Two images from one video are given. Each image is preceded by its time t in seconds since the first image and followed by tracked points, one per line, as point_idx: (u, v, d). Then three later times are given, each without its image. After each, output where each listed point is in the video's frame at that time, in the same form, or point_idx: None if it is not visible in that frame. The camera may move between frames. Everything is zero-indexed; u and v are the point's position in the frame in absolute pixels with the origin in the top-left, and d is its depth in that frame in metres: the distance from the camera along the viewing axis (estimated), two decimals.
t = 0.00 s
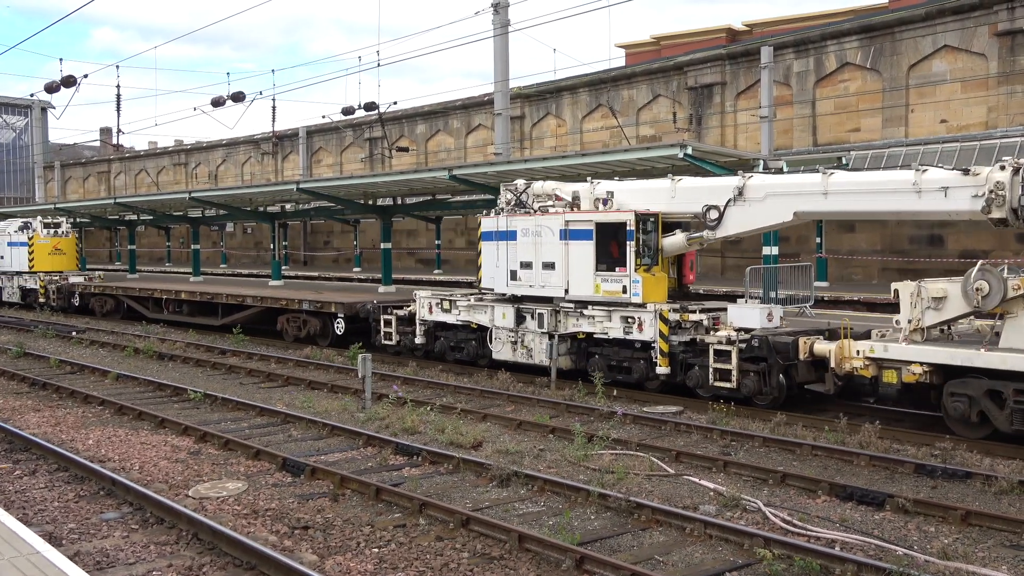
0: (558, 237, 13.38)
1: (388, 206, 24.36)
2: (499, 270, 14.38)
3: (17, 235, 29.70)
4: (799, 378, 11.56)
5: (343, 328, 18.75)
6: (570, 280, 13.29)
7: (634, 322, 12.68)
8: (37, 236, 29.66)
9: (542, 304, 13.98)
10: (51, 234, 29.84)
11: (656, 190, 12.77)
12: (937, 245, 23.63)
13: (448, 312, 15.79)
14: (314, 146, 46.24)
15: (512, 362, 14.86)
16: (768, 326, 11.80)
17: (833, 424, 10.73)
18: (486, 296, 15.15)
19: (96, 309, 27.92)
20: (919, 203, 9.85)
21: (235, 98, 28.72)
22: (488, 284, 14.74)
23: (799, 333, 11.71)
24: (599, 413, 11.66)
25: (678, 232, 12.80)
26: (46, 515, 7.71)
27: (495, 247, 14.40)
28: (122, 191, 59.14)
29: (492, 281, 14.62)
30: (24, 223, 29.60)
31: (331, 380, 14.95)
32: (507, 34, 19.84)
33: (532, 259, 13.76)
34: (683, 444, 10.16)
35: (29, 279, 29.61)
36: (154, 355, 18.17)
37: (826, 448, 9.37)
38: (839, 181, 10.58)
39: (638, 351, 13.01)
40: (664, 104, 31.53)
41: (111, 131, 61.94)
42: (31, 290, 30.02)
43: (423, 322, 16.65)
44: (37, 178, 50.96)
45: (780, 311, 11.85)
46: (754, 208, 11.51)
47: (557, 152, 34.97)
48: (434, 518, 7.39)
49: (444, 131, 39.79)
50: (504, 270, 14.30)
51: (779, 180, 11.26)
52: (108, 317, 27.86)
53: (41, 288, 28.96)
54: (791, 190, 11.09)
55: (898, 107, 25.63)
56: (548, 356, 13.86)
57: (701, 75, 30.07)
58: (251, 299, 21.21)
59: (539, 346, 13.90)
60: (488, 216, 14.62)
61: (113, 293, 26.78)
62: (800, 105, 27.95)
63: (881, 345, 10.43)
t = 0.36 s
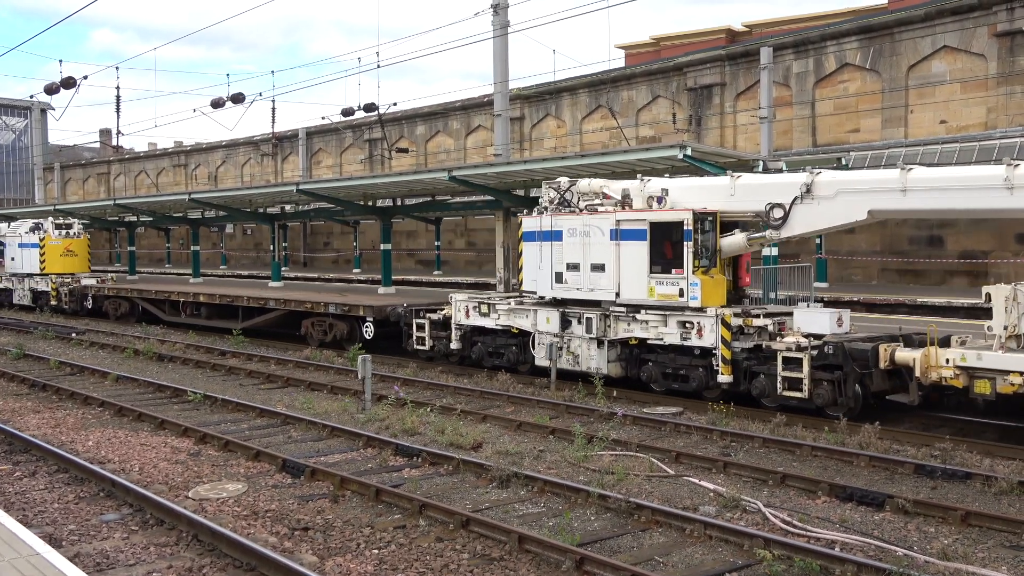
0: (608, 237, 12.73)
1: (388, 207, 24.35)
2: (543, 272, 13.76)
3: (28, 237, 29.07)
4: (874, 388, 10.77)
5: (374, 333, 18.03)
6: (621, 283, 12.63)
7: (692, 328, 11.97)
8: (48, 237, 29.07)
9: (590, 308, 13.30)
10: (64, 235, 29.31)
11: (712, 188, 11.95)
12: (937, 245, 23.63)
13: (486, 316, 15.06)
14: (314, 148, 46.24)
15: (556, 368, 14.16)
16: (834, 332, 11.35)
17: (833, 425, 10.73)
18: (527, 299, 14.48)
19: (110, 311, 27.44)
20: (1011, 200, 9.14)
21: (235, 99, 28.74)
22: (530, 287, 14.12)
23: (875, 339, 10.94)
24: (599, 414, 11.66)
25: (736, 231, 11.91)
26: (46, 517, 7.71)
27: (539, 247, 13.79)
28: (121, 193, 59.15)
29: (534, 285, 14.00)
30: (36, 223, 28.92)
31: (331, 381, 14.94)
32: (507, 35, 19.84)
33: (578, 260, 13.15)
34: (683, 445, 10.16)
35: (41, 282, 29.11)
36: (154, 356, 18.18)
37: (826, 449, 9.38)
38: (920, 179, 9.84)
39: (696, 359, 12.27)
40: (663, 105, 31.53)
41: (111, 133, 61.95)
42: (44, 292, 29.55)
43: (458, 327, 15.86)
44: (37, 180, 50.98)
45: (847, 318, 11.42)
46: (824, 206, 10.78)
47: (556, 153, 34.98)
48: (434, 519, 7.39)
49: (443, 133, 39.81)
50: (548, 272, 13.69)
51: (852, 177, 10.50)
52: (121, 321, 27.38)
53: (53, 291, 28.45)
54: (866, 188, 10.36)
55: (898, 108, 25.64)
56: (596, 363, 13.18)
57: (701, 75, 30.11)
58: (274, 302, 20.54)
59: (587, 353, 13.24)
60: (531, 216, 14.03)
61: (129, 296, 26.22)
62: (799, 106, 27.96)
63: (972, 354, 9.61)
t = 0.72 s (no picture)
0: (665, 238, 11.92)
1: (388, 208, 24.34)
2: (592, 274, 13.01)
3: (41, 237, 28.87)
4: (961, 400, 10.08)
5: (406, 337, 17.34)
6: (680, 286, 11.81)
7: (759, 334, 11.16)
8: (61, 237, 28.86)
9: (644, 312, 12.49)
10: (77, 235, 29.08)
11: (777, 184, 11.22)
12: (937, 247, 23.64)
13: (530, 321, 14.27)
14: (314, 149, 46.22)
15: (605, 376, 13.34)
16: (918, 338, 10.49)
17: (833, 425, 10.73)
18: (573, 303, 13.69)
19: (125, 314, 26.93)
20: None
21: (235, 100, 28.74)
22: (578, 290, 13.32)
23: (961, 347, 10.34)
24: (599, 415, 11.65)
25: (805, 231, 11.24)
26: (47, 517, 7.71)
27: (588, 248, 13.00)
28: (122, 193, 59.17)
29: (583, 287, 13.20)
30: (48, 223, 28.76)
31: (331, 382, 14.93)
32: (507, 36, 19.85)
33: (632, 261, 12.34)
34: (683, 446, 10.17)
35: (54, 283, 28.85)
36: (155, 357, 18.18)
37: (826, 450, 9.38)
38: (1012, 173, 9.19)
39: (763, 367, 11.42)
40: (664, 106, 31.53)
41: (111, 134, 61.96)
42: (57, 294, 29.29)
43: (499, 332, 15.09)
44: (37, 181, 50.99)
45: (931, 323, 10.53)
46: (903, 204, 10.09)
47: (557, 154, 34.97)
48: (434, 520, 7.39)
49: (444, 133, 39.81)
50: (598, 274, 12.92)
51: (935, 172, 9.83)
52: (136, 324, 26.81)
53: (66, 292, 28.11)
54: (951, 183, 9.68)
55: (898, 109, 25.65)
56: (651, 370, 12.35)
57: (701, 76, 30.12)
58: (299, 304, 19.84)
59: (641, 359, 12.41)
60: (579, 215, 13.20)
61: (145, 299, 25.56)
62: (799, 107, 27.97)
63: None
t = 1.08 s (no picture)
0: (730, 238, 11.17)
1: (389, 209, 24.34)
2: (648, 276, 12.24)
3: (55, 238, 28.55)
4: None
5: (442, 341, 16.89)
6: (746, 289, 11.09)
7: (837, 342, 10.45)
8: (75, 237, 28.51)
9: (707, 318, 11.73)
10: (91, 236, 28.72)
11: (853, 181, 10.74)
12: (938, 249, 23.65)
13: (578, 326, 13.56)
14: (315, 149, 46.22)
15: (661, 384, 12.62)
16: (1011, 345, 9.51)
17: (834, 427, 10.72)
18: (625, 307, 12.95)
19: (141, 316, 26.41)
20: None
21: (235, 101, 28.73)
22: (631, 293, 12.60)
23: None
24: (600, 416, 11.65)
25: (882, 229, 10.64)
26: (47, 518, 7.71)
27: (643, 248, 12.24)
28: (122, 194, 59.18)
29: (637, 290, 12.49)
30: (62, 224, 28.44)
31: (331, 383, 14.93)
32: (508, 37, 19.86)
33: (692, 263, 11.63)
34: (684, 447, 10.16)
35: (67, 284, 28.55)
36: (155, 358, 18.17)
37: (827, 451, 9.38)
38: None
39: (840, 376, 10.72)
40: (665, 107, 31.52)
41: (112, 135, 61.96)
42: (70, 295, 28.95)
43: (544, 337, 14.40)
44: (37, 182, 51.00)
45: None
46: (994, 201, 9.68)
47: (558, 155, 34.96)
48: (435, 521, 7.38)
49: (445, 134, 39.83)
50: (655, 276, 12.14)
51: None
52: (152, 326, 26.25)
53: (80, 293, 27.73)
54: None
55: (899, 110, 25.63)
56: (714, 379, 11.63)
57: (702, 78, 30.12)
58: (326, 307, 19.24)
59: (703, 367, 11.68)
60: (631, 213, 12.48)
61: (163, 300, 24.94)
62: (800, 108, 27.97)
63: None
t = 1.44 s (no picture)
0: (805, 238, 10.39)
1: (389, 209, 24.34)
2: (711, 279, 11.53)
3: (68, 238, 27.87)
4: None
5: (481, 345, 16.02)
6: (823, 293, 10.29)
7: (926, 349, 9.59)
8: (89, 237, 27.82)
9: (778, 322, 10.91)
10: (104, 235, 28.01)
11: (940, 177, 9.93)
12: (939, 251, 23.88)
13: (632, 331, 12.70)
14: (315, 150, 46.25)
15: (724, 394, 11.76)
16: None
17: (834, 427, 10.71)
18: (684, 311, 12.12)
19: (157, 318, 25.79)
20: None
21: (236, 101, 28.73)
22: (692, 297, 11.86)
23: None
24: (600, 417, 11.65)
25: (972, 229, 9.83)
26: (47, 518, 7.71)
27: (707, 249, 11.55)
28: (123, 194, 59.18)
29: (698, 293, 11.76)
30: (75, 223, 27.74)
31: (332, 383, 14.94)
32: (508, 37, 19.85)
33: (760, 264, 10.89)
34: (684, 448, 10.16)
35: (81, 285, 27.89)
36: (155, 357, 18.18)
37: (828, 452, 9.37)
38: None
39: (929, 387, 9.82)
40: (665, 108, 31.55)
41: (113, 136, 62.05)
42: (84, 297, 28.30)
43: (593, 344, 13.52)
44: (38, 182, 51.07)
45: None
46: None
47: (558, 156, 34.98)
48: (435, 522, 7.38)
49: (445, 135, 39.86)
50: (719, 278, 11.42)
51: None
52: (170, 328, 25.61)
53: (94, 294, 27.01)
54: None
55: (900, 111, 25.66)
56: (786, 389, 10.73)
57: (703, 78, 30.13)
58: (355, 309, 18.52)
59: (773, 376, 10.80)
60: (692, 211, 11.84)
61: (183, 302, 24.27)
62: (801, 109, 27.97)
63: None
